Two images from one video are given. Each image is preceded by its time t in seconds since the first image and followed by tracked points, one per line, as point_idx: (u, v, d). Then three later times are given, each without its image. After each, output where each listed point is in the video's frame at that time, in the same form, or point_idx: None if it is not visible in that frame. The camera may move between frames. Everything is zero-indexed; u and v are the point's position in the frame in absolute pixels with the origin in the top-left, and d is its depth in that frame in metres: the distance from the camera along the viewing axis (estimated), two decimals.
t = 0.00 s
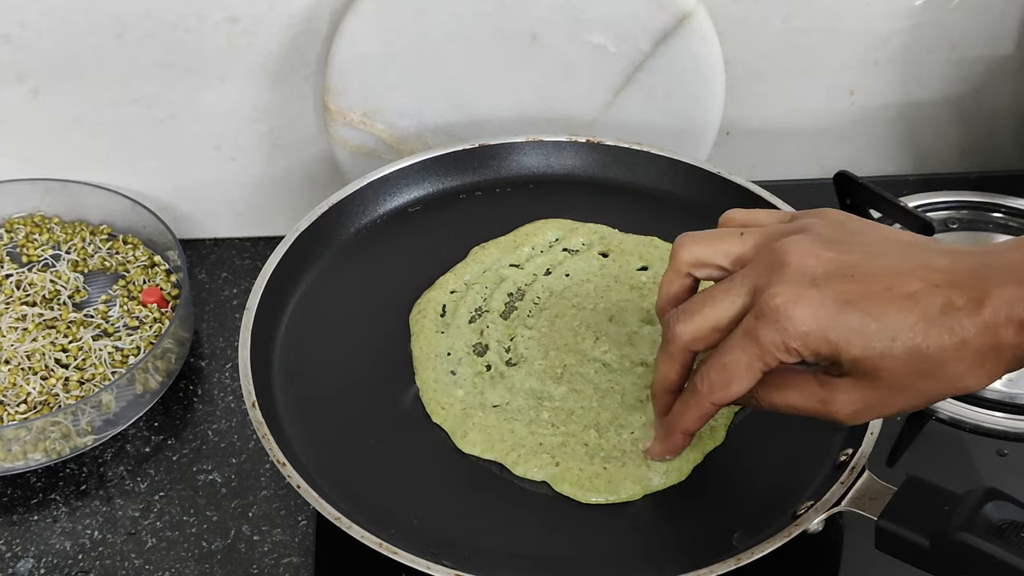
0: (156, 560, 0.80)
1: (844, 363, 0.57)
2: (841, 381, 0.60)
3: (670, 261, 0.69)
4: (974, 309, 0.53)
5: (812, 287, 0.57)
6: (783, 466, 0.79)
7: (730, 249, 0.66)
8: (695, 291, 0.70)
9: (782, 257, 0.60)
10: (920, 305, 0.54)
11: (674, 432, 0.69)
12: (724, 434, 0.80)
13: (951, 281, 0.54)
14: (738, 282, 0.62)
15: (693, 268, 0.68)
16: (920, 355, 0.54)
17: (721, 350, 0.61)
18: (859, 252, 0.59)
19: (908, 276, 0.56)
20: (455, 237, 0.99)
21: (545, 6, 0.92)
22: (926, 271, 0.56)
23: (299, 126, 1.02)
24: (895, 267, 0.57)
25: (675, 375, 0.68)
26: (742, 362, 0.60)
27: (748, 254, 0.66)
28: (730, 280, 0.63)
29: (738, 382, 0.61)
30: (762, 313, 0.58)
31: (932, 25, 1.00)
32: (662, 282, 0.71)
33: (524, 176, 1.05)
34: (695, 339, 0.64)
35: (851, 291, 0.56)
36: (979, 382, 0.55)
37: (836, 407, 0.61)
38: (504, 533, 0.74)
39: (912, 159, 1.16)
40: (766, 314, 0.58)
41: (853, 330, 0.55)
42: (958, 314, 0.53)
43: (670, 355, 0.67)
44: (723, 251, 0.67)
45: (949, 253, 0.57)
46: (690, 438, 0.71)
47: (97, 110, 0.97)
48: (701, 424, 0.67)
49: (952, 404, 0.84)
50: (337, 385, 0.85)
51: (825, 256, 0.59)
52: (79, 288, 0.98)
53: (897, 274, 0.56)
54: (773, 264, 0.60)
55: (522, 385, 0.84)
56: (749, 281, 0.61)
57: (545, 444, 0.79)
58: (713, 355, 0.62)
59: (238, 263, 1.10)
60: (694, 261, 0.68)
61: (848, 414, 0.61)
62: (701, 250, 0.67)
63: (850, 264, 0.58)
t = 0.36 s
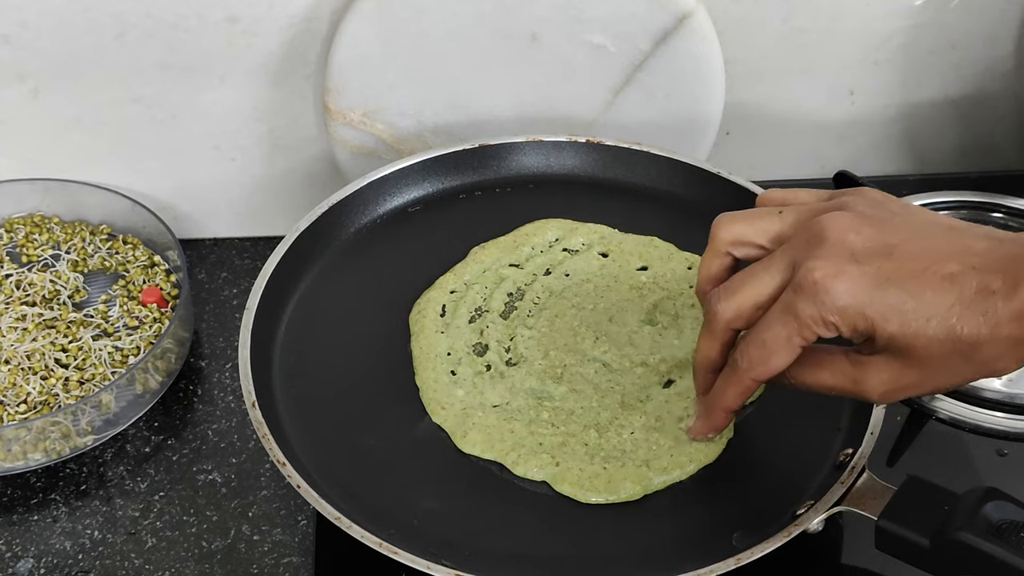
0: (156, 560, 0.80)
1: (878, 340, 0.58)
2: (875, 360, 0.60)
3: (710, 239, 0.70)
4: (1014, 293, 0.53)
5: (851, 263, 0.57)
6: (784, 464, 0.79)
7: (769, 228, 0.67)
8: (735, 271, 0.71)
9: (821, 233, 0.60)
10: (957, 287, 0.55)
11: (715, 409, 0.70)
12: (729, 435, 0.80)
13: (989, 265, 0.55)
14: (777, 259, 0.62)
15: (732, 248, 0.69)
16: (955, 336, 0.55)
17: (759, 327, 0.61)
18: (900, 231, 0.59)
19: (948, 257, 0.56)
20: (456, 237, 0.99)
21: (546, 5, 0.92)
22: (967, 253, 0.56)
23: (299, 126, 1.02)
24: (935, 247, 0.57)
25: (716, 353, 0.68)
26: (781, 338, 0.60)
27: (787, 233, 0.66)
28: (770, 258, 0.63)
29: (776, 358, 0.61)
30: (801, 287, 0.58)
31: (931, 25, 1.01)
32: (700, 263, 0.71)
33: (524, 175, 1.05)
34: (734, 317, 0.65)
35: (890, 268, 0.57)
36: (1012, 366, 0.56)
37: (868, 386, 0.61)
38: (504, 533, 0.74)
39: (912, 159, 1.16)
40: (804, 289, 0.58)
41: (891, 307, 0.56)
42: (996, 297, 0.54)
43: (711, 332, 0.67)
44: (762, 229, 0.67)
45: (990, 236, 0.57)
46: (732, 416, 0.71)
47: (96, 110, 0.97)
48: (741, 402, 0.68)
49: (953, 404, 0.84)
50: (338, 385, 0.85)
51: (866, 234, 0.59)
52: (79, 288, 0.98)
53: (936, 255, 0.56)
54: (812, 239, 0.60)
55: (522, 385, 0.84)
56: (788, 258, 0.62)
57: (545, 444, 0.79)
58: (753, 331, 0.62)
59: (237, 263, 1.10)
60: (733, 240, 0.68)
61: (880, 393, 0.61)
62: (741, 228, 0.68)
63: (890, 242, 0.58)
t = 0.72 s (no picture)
0: (156, 560, 0.80)
1: (896, 315, 0.58)
2: (891, 336, 0.60)
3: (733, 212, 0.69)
4: None
5: (872, 237, 0.57)
6: (784, 462, 0.79)
7: (793, 204, 0.66)
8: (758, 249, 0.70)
9: (843, 207, 0.60)
10: (977, 265, 0.56)
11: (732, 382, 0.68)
12: (730, 434, 0.80)
13: (1008, 245, 0.56)
14: (799, 231, 0.62)
15: (755, 223, 0.68)
16: (973, 314, 0.56)
17: (778, 298, 0.61)
18: (922, 208, 0.59)
19: (970, 235, 0.57)
20: (456, 237, 0.99)
21: (546, 5, 0.92)
22: (988, 232, 0.57)
23: (299, 127, 1.02)
24: (956, 225, 0.58)
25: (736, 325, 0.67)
26: (799, 309, 0.59)
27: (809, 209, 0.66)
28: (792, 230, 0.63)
29: (794, 330, 0.60)
30: (821, 259, 0.58)
31: (931, 25, 1.00)
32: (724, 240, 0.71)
33: (524, 175, 1.05)
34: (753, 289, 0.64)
35: (912, 244, 0.57)
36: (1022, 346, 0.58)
37: (884, 363, 0.61)
38: (504, 533, 0.74)
39: (912, 159, 1.16)
40: (826, 260, 0.58)
41: (911, 282, 0.56)
42: (1014, 278, 0.55)
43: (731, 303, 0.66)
44: (786, 205, 0.67)
45: (1009, 218, 0.59)
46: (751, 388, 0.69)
47: (97, 110, 0.97)
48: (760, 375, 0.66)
49: (953, 404, 0.84)
50: (338, 384, 0.85)
51: (888, 209, 0.59)
52: (79, 288, 0.98)
53: (957, 233, 0.57)
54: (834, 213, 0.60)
55: (522, 385, 0.84)
56: (810, 231, 0.61)
57: (545, 444, 0.79)
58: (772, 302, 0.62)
59: (238, 263, 1.10)
60: (757, 215, 0.68)
61: (895, 370, 0.61)
62: (765, 204, 0.67)
63: (913, 218, 0.58)
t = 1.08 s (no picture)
0: (156, 560, 0.80)
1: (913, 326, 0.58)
2: (910, 344, 0.60)
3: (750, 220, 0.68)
4: None
5: (890, 249, 0.57)
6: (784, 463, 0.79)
7: (810, 213, 0.65)
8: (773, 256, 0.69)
9: (860, 218, 0.59)
10: (996, 275, 0.57)
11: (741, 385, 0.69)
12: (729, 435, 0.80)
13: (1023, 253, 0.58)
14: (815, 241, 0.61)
15: (772, 233, 0.67)
16: (991, 323, 0.56)
17: (795, 307, 0.60)
18: (940, 219, 0.59)
19: (987, 245, 0.58)
20: (456, 237, 0.99)
21: (546, 5, 0.92)
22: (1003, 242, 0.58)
23: (299, 127, 1.02)
24: (972, 235, 0.58)
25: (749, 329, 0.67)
26: (814, 319, 0.59)
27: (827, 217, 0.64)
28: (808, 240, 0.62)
29: (808, 339, 0.60)
30: (838, 270, 0.57)
31: (932, 25, 1.00)
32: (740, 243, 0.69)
33: (524, 175, 1.05)
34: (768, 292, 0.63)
35: (930, 257, 0.57)
36: None
37: (902, 369, 0.61)
38: (504, 533, 0.74)
39: (912, 159, 1.15)
40: (844, 272, 0.57)
41: (931, 294, 0.56)
42: None
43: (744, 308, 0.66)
44: (803, 214, 0.65)
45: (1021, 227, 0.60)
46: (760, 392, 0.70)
47: (97, 110, 0.97)
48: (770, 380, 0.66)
49: (953, 404, 0.84)
50: (338, 384, 0.85)
51: (906, 220, 0.58)
52: (79, 288, 0.98)
53: (973, 243, 0.58)
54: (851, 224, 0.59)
55: (522, 385, 0.84)
56: (826, 239, 0.61)
57: (545, 444, 0.79)
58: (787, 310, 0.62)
59: (237, 263, 1.10)
60: (773, 225, 0.66)
61: (913, 377, 0.61)
62: (782, 214, 0.66)
63: (930, 230, 0.58)
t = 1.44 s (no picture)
0: (156, 560, 0.80)
1: (876, 189, 0.62)
2: (875, 214, 0.63)
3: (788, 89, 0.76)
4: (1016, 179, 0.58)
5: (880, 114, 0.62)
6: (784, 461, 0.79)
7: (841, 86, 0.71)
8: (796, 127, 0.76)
9: (870, 93, 0.66)
10: (970, 160, 0.60)
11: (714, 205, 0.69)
12: (731, 436, 0.80)
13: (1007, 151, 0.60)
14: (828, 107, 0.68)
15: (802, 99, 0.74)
16: (950, 201, 0.59)
17: (777, 146, 0.65)
18: (942, 110, 0.63)
19: (973, 138, 0.61)
20: (456, 236, 0.99)
21: (546, 5, 0.92)
22: (989, 141, 0.61)
23: (300, 127, 1.02)
24: (963, 126, 0.62)
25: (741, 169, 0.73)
26: (789, 157, 0.64)
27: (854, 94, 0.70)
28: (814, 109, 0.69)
29: (778, 173, 0.64)
30: (830, 121, 0.63)
31: (932, 25, 1.00)
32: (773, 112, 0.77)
33: (524, 175, 1.05)
34: (769, 134, 0.70)
35: (912, 129, 0.61)
36: (996, 251, 0.59)
37: (863, 238, 0.63)
38: (504, 533, 0.74)
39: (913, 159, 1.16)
40: (831, 123, 0.62)
41: (900, 156, 0.60)
42: (999, 177, 0.59)
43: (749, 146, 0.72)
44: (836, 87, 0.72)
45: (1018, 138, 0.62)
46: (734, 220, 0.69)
47: (96, 110, 0.97)
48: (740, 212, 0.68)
49: (953, 404, 0.85)
50: (338, 384, 0.85)
51: (909, 101, 0.64)
52: (79, 288, 0.98)
53: (961, 133, 0.61)
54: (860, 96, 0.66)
55: (523, 385, 0.84)
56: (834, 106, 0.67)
57: (545, 444, 0.79)
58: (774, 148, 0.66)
59: (237, 263, 1.10)
60: (804, 91, 0.73)
61: (870, 247, 0.63)
62: (817, 83, 0.73)
63: (926, 112, 0.63)
